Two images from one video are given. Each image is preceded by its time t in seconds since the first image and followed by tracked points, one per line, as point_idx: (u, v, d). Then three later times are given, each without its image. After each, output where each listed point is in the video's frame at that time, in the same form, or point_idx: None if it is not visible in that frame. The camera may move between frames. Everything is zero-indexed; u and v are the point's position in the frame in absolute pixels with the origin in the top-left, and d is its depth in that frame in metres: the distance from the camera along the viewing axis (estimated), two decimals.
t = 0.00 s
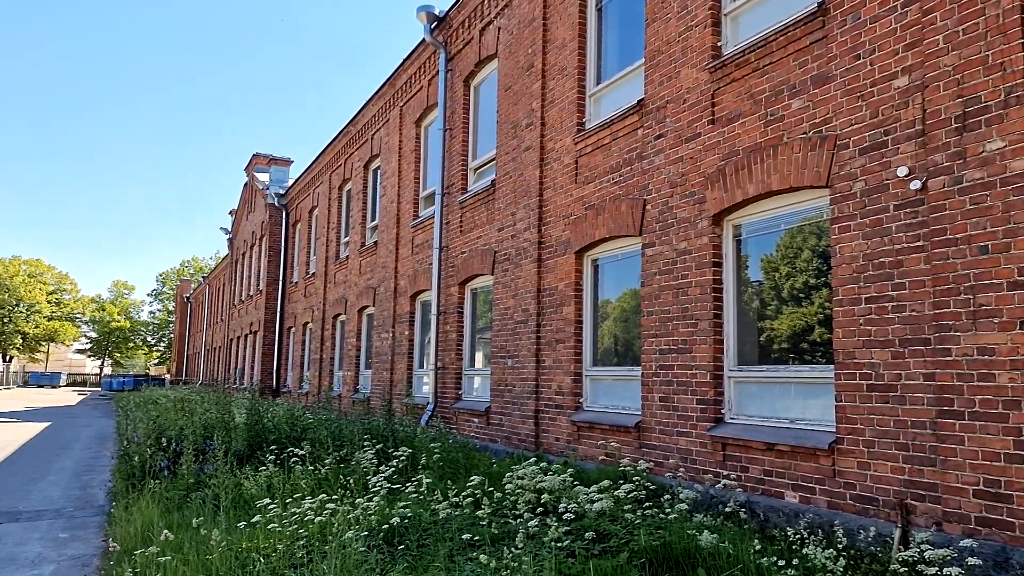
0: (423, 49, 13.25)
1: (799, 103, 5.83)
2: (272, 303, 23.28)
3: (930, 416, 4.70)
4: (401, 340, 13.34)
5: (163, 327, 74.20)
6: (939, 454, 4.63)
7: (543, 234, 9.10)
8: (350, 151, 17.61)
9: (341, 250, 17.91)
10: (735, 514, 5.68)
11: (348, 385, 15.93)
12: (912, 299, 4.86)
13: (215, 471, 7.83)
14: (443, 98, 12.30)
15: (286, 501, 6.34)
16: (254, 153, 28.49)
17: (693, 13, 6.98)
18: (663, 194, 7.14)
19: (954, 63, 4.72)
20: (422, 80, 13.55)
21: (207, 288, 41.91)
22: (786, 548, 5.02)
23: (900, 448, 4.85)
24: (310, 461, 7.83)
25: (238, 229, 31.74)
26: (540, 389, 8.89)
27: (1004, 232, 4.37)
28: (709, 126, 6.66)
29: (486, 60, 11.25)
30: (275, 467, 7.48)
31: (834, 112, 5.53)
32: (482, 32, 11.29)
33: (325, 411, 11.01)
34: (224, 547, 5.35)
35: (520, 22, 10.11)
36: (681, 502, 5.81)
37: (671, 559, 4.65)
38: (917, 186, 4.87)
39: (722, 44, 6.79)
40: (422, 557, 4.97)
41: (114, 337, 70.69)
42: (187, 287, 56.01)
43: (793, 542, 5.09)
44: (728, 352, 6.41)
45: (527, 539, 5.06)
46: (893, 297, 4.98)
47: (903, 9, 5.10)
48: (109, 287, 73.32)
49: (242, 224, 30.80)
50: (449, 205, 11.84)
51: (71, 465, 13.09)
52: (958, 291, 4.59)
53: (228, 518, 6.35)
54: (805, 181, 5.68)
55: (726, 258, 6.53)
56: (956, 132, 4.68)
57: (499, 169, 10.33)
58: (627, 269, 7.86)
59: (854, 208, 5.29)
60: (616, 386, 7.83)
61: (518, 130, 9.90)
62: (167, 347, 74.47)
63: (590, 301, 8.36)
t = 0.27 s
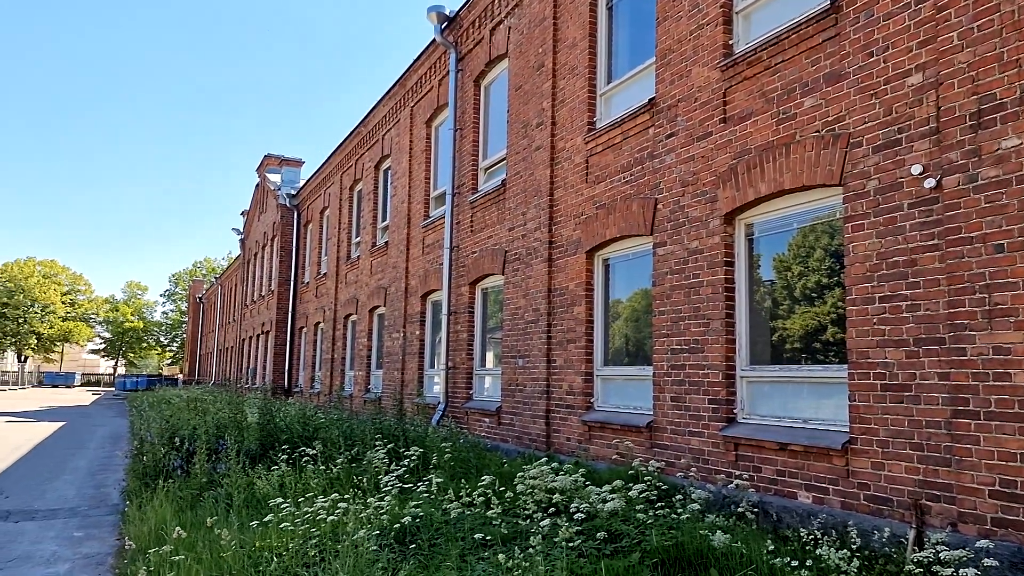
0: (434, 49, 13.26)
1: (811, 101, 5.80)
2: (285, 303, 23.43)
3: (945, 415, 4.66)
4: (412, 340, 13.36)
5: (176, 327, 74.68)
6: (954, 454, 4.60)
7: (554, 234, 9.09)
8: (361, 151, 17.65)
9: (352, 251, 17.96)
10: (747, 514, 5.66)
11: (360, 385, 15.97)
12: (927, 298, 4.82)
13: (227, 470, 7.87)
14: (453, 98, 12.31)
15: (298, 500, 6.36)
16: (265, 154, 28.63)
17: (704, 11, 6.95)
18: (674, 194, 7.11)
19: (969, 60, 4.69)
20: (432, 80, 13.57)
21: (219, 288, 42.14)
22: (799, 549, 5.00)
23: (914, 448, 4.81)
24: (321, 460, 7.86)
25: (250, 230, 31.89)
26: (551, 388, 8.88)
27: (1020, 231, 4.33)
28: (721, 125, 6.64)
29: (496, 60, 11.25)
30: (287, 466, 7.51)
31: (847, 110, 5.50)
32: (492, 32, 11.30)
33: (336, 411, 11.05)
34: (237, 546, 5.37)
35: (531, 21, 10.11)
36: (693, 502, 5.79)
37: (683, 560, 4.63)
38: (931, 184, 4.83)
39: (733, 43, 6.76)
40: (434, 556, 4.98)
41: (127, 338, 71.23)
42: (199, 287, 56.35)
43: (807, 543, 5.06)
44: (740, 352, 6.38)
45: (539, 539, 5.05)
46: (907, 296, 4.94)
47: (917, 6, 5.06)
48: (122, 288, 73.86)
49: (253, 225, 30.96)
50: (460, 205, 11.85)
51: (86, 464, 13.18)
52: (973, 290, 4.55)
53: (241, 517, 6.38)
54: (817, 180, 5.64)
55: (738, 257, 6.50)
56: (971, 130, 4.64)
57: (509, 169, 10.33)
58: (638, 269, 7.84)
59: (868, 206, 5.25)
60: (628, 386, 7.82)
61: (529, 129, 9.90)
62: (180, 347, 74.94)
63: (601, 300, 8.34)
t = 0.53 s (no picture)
0: (443, 49, 13.26)
1: (823, 98, 5.76)
2: (293, 303, 23.47)
3: (959, 415, 4.62)
4: (422, 340, 13.37)
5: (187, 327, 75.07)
6: (968, 454, 4.56)
7: (563, 233, 9.07)
8: (370, 151, 17.68)
9: (362, 250, 17.99)
10: (759, 514, 5.63)
11: (369, 384, 16.00)
12: (940, 296, 4.78)
13: (238, 469, 7.90)
14: (462, 98, 12.30)
15: (309, 499, 6.37)
16: (276, 154, 28.75)
17: (715, 9, 6.91)
18: (684, 192, 7.08)
19: (983, 56, 4.64)
20: (442, 80, 13.57)
21: (230, 288, 42.37)
22: (811, 549, 4.97)
23: (928, 448, 4.77)
24: (332, 460, 7.87)
25: (260, 230, 32.02)
26: (560, 388, 8.86)
27: None
28: (732, 123, 6.60)
29: (505, 59, 11.24)
30: (298, 465, 7.53)
31: (859, 108, 5.46)
32: (501, 31, 11.28)
33: (346, 410, 11.08)
34: (248, 544, 5.39)
35: (540, 20, 10.09)
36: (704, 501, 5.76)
37: (694, 560, 4.61)
38: (945, 181, 4.79)
39: (744, 41, 6.72)
40: (444, 556, 4.98)
41: (139, 338, 71.71)
42: (210, 287, 56.61)
43: (819, 543, 5.03)
44: (751, 352, 6.34)
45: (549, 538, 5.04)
46: (920, 295, 4.90)
47: (930, 2, 5.02)
48: (134, 288, 74.29)
49: (264, 225, 31.07)
50: (469, 204, 11.85)
51: (99, 463, 13.27)
52: (987, 289, 4.51)
53: (252, 516, 6.41)
54: (829, 178, 5.60)
55: (748, 256, 6.46)
56: (985, 127, 4.60)
57: (518, 168, 10.32)
58: (648, 268, 7.81)
59: (880, 204, 5.21)
60: (638, 385, 7.79)
61: (538, 128, 9.88)
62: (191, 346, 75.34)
63: (611, 299, 8.32)
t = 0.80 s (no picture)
0: (452, 49, 13.26)
1: (834, 96, 5.72)
2: (303, 303, 23.56)
3: (972, 415, 4.58)
4: (431, 339, 13.39)
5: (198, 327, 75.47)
6: (982, 454, 4.52)
7: (572, 232, 9.06)
8: (379, 151, 17.71)
9: (371, 250, 18.03)
10: (770, 514, 5.61)
11: (379, 383, 16.03)
12: (953, 295, 4.74)
13: (249, 468, 7.94)
14: (471, 97, 12.30)
15: (319, 498, 6.39)
16: (286, 154, 28.86)
17: (725, 7, 6.88)
18: (694, 191, 7.06)
19: (997, 53, 4.60)
20: (451, 79, 13.57)
21: (240, 288, 42.56)
22: (823, 550, 4.94)
23: (941, 448, 4.74)
24: (341, 459, 7.89)
25: (270, 230, 32.15)
26: (570, 387, 8.85)
27: None
28: (742, 121, 6.57)
29: (514, 59, 11.23)
30: (308, 465, 7.55)
31: (871, 105, 5.42)
32: (510, 30, 11.28)
33: (356, 409, 11.10)
34: (259, 543, 5.41)
35: (549, 19, 10.08)
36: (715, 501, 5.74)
37: (705, 560, 4.59)
38: (958, 179, 4.75)
39: (754, 38, 6.69)
40: (454, 555, 4.98)
41: (151, 337, 72.19)
42: (221, 287, 56.87)
43: (831, 544, 5.00)
44: (762, 351, 6.31)
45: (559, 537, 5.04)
46: (933, 294, 4.86)
47: None
48: (145, 288, 74.71)
49: (274, 225, 31.20)
50: (478, 204, 11.85)
51: (111, 461, 13.35)
52: (1001, 287, 4.47)
53: (263, 514, 6.43)
54: (840, 176, 5.57)
55: (759, 254, 6.43)
56: (999, 124, 4.56)
57: (527, 167, 10.31)
58: (657, 267, 7.78)
59: (892, 202, 5.17)
60: (648, 385, 7.77)
61: (547, 127, 9.87)
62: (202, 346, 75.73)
63: (620, 299, 8.30)
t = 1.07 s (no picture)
0: (460, 48, 13.27)
1: (845, 94, 5.69)
2: (312, 302, 23.63)
3: (986, 415, 4.55)
4: (440, 338, 13.40)
5: (208, 326, 75.81)
6: (995, 454, 4.48)
7: (581, 231, 9.04)
8: (388, 151, 17.74)
9: (380, 250, 18.06)
10: (780, 514, 5.58)
11: (388, 383, 16.06)
12: (966, 294, 4.71)
13: (259, 467, 7.97)
14: (479, 97, 12.30)
15: (329, 497, 6.41)
16: (295, 154, 28.97)
17: (734, 5, 6.85)
18: (704, 189, 7.03)
19: (1010, 50, 4.57)
20: (459, 79, 13.57)
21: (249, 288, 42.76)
22: (834, 550, 4.92)
23: (953, 448, 4.70)
24: (351, 458, 7.91)
25: (279, 230, 32.27)
26: (579, 387, 8.84)
27: None
28: (752, 119, 6.54)
29: (523, 58, 11.22)
30: (317, 464, 7.57)
31: (882, 103, 5.39)
32: (519, 29, 11.27)
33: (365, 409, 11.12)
34: (270, 541, 5.43)
35: (557, 18, 10.06)
36: (725, 501, 5.72)
37: (715, 560, 4.57)
38: (970, 177, 4.72)
39: (764, 36, 6.66)
40: (464, 554, 4.98)
41: (161, 337, 72.59)
42: (230, 287, 57.10)
43: (842, 544, 4.98)
44: (773, 350, 6.28)
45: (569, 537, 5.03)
46: (946, 293, 4.83)
47: None
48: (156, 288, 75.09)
49: (283, 225, 31.31)
50: (486, 203, 11.85)
51: (122, 460, 13.43)
52: (1015, 285, 4.44)
53: (273, 513, 6.45)
54: (852, 174, 5.53)
55: (769, 253, 6.40)
56: (1012, 121, 4.52)
57: (536, 166, 10.30)
58: (667, 266, 7.76)
59: (904, 200, 5.14)
60: (657, 384, 7.75)
61: (556, 126, 9.86)
62: (212, 345, 76.08)
63: (629, 298, 8.28)
